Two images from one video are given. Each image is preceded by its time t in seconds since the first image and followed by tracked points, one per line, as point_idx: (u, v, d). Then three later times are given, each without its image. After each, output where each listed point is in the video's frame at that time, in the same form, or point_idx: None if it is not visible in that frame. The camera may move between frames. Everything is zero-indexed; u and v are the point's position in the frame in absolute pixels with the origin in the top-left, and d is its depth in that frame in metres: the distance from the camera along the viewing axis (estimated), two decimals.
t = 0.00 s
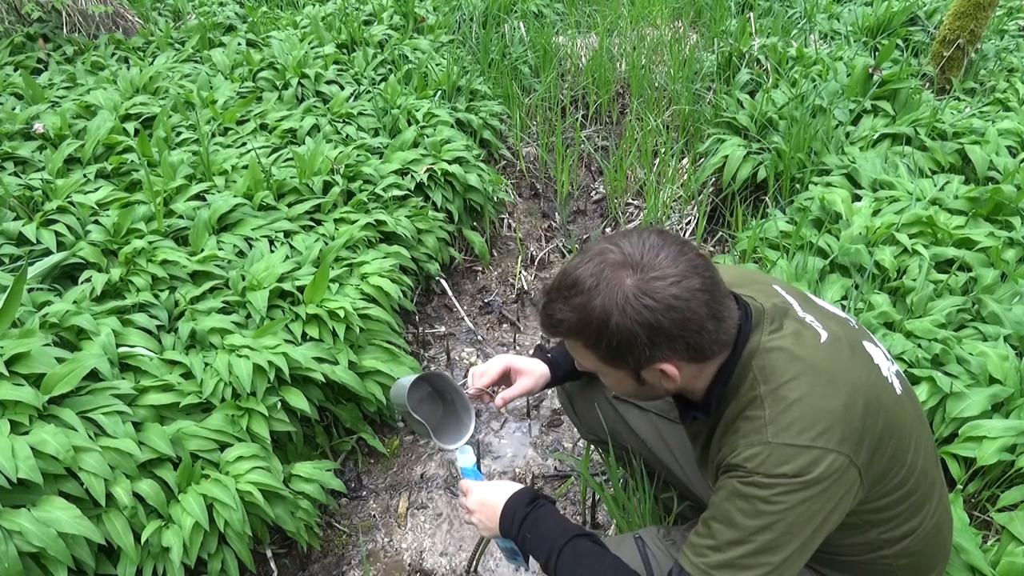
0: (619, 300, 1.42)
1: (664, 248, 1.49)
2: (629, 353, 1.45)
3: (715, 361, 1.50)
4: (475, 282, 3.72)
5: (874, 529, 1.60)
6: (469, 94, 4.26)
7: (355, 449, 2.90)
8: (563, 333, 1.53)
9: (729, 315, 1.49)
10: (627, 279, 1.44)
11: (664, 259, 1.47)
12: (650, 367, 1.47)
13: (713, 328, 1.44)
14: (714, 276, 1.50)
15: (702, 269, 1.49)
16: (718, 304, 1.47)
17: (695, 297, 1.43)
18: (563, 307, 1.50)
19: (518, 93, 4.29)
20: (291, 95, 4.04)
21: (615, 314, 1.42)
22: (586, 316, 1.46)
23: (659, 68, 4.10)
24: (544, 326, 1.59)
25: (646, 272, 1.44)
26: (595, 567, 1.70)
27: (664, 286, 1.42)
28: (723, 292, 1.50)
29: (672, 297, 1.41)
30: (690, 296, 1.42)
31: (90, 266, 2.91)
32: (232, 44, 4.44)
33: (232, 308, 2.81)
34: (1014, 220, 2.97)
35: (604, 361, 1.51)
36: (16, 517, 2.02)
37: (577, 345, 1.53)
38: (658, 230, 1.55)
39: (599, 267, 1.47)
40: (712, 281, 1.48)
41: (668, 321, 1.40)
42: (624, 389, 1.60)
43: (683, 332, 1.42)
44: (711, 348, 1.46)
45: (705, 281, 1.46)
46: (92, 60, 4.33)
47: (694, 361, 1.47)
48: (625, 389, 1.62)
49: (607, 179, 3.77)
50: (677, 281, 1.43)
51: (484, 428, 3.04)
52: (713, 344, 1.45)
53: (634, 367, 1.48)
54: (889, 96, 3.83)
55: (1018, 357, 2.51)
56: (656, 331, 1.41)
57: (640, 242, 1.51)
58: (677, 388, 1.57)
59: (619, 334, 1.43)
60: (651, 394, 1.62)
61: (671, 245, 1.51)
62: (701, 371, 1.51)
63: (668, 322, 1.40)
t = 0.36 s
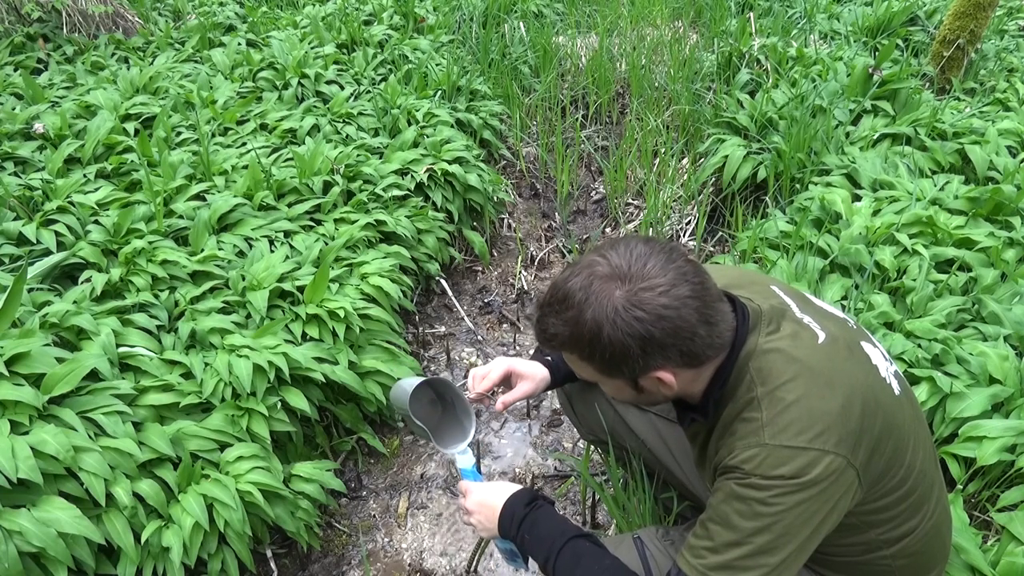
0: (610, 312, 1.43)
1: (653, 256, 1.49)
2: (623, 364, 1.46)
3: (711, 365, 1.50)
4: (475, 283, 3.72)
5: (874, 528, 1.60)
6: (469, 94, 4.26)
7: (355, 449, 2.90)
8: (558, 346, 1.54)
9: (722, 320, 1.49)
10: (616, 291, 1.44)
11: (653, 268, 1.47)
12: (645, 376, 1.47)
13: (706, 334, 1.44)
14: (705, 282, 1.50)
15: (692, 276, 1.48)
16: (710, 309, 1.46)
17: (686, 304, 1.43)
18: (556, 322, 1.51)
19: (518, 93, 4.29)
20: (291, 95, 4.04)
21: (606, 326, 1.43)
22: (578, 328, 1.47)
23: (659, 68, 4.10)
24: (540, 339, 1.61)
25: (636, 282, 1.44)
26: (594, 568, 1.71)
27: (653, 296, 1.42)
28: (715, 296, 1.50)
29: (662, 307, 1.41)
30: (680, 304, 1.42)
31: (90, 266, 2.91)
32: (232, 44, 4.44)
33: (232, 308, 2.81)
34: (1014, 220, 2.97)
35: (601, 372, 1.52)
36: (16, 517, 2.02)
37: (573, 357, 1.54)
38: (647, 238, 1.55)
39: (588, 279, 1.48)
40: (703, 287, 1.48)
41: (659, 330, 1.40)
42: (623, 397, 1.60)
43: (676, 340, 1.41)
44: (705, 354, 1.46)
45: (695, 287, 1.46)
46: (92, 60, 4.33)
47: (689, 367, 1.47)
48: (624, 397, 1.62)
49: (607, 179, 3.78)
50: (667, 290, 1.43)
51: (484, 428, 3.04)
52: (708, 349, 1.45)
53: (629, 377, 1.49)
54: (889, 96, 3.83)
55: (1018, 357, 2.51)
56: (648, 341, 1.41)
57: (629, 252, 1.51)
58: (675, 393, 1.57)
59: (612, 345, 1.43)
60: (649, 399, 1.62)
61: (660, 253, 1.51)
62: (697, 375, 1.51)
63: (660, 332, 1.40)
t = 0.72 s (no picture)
0: (608, 320, 1.43)
1: (649, 261, 1.49)
2: (623, 370, 1.46)
3: (710, 367, 1.50)
4: (475, 283, 3.72)
5: (874, 528, 1.60)
6: (469, 94, 4.26)
7: (355, 449, 2.90)
8: (559, 354, 1.54)
9: (721, 321, 1.49)
10: (613, 297, 1.44)
11: (650, 273, 1.46)
12: (647, 380, 1.47)
13: (705, 336, 1.44)
14: (702, 285, 1.50)
15: (689, 279, 1.48)
16: (708, 312, 1.46)
17: (684, 308, 1.43)
18: (555, 330, 1.51)
19: (518, 93, 4.29)
20: (291, 95, 4.04)
21: (605, 333, 1.43)
22: (577, 336, 1.47)
23: (659, 68, 4.10)
24: (540, 348, 1.61)
25: (633, 289, 1.44)
26: (593, 568, 1.70)
27: (651, 302, 1.42)
28: (713, 299, 1.50)
29: (660, 312, 1.41)
30: (677, 308, 1.42)
31: (90, 266, 2.91)
32: (232, 44, 4.44)
33: (232, 308, 2.81)
34: (1014, 220, 2.97)
35: (602, 378, 1.52)
36: (16, 517, 2.02)
37: (574, 365, 1.54)
38: (642, 243, 1.55)
39: (585, 286, 1.48)
40: (700, 290, 1.48)
41: (658, 336, 1.40)
42: (625, 402, 1.60)
43: (676, 344, 1.42)
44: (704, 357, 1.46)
45: (692, 291, 1.46)
46: (92, 60, 4.33)
47: (689, 371, 1.47)
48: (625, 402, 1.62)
49: (607, 179, 3.78)
50: (664, 295, 1.43)
51: (484, 428, 3.04)
52: (707, 352, 1.45)
53: (630, 382, 1.48)
54: (889, 96, 3.83)
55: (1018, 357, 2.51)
56: (647, 347, 1.41)
57: (625, 257, 1.51)
58: (675, 396, 1.57)
59: (611, 352, 1.43)
60: (650, 401, 1.62)
61: (656, 257, 1.51)
62: (697, 377, 1.51)
63: (659, 337, 1.40)
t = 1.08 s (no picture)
0: (606, 328, 1.43)
1: (644, 267, 1.49)
2: (624, 377, 1.46)
3: (710, 368, 1.50)
4: (475, 283, 3.72)
5: (874, 527, 1.60)
6: (469, 94, 4.26)
7: (355, 449, 2.89)
8: (560, 364, 1.54)
9: (719, 322, 1.49)
10: (610, 306, 1.44)
11: (645, 279, 1.46)
12: (649, 385, 1.47)
13: (704, 339, 1.44)
14: (699, 287, 1.50)
15: (685, 282, 1.48)
16: (705, 314, 1.46)
17: (681, 313, 1.43)
18: (554, 341, 1.52)
19: (518, 93, 4.29)
20: (291, 95, 4.04)
21: (604, 343, 1.43)
22: (577, 345, 1.47)
23: (659, 68, 4.10)
24: (540, 358, 1.61)
25: (629, 296, 1.44)
26: (592, 568, 1.70)
27: (648, 308, 1.42)
28: (710, 301, 1.50)
29: (658, 319, 1.41)
30: (675, 312, 1.42)
31: (90, 266, 2.91)
32: (232, 44, 4.44)
33: (232, 308, 2.82)
34: (1014, 220, 2.97)
35: (603, 385, 1.52)
36: (16, 517, 2.02)
37: (575, 374, 1.55)
38: (637, 248, 1.55)
39: (582, 296, 1.48)
40: (696, 292, 1.48)
41: (657, 342, 1.40)
42: (627, 406, 1.60)
43: (676, 348, 1.42)
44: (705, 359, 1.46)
45: (689, 295, 1.46)
46: (92, 60, 4.33)
47: (689, 373, 1.47)
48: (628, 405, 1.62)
49: (607, 179, 3.78)
50: (661, 301, 1.43)
51: (484, 428, 3.04)
52: (706, 354, 1.45)
53: (631, 388, 1.49)
54: (889, 96, 3.83)
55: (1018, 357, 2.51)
56: (647, 354, 1.41)
57: (620, 264, 1.51)
58: (675, 398, 1.57)
59: (612, 361, 1.43)
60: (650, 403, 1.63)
61: (652, 262, 1.51)
62: (698, 379, 1.51)
63: (658, 343, 1.40)
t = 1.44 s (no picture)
0: (604, 336, 1.43)
1: (640, 272, 1.49)
2: (624, 383, 1.46)
3: (710, 370, 1.50)
4: (475, 283, 3.72)
5: (874, 527, 1.60)
6: (469, 94, 4.26)
7: (355, 449, 2.89)
8: (561, 371, 1.54)
9: (716, 324, 1.49)
10: (607, 313, 1.44)
11: (641, 284, 1.46)
12: (650, 390, 1.47)
13: (702, 342, 1.44)
14: (695, 291, 1.50)
15: (680, 287, 1.48)
16: (702, 317, 1.46)
17: (678, 318, 1.43)
18: (553, 349, 1.52)
19: (518, 93, 4.29)
20: (291, 95, 4.04)
21: (603, 350, 1.43)
22: (576, 354, 1.47)
23: (659, 69, 4.10)
24: (540, 367, 1.61)
25: (626, 303, 1.44)
26: (592, 568, 1.70)
27: (646, 314, 1.42)
28: (707, 303, 1.50)
29: (655, 324, 1.41)
30: (672, 317, 1.42)
31: (90, 266, 2.91)
32: (232, 44, 4.44)
33: (232, 308, 2.81)
34: (1013, 220, 2.97)
35: (603, 391, 1.52)
36: (16, 517, 2.02)
37: (576, 381, 1.55)
38: (632, 254, 1.55)
39: (578, 304, 1.48)
40: (693, 296, 1.48)
41: (656, 348, 1.40)
42: (627, 409, 1.60)
43: (675, 353, 1.42)
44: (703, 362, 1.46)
45: (685, 298, 1.46)
46: (92, 60, 4.33)
47: (689, 376, 1.47)
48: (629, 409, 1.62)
49: (607, 179, 3.78)
50: (657, 307, 1.43)
51: (484, 428, 3.04)
52: (704, 357, 1.45)
53: (631, 393, 1.49)
54: (889, 96, 3.83)
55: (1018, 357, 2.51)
56: (646, 360, 1.41)
57: (616, 270, 1.51)
58: (674, 400, 1.57)
59: (611, 368, 1.43)
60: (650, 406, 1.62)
61: (648, 267, 1.51)
62: (697, 380, 1.51)
63: (656, 349, 1.40)
